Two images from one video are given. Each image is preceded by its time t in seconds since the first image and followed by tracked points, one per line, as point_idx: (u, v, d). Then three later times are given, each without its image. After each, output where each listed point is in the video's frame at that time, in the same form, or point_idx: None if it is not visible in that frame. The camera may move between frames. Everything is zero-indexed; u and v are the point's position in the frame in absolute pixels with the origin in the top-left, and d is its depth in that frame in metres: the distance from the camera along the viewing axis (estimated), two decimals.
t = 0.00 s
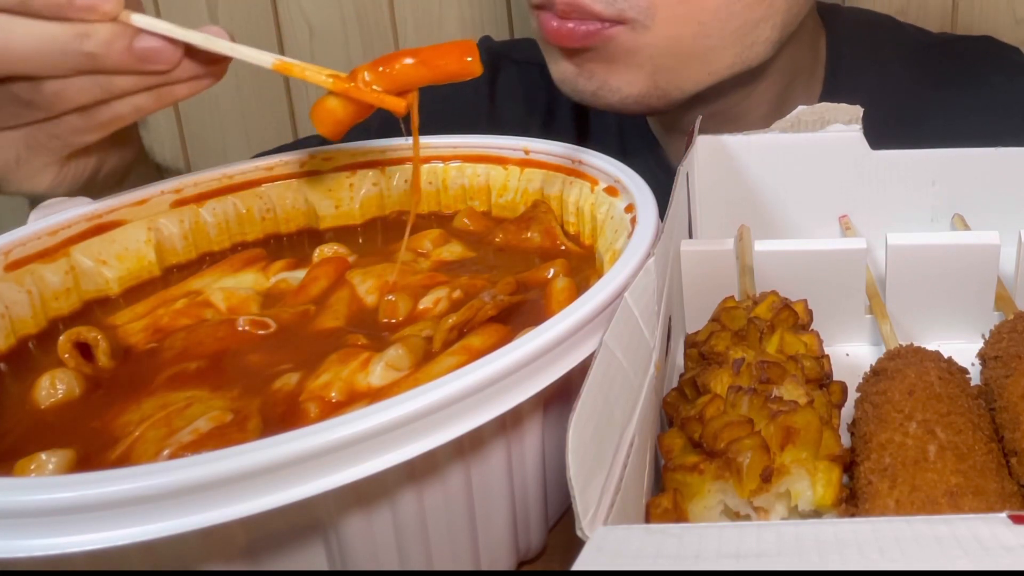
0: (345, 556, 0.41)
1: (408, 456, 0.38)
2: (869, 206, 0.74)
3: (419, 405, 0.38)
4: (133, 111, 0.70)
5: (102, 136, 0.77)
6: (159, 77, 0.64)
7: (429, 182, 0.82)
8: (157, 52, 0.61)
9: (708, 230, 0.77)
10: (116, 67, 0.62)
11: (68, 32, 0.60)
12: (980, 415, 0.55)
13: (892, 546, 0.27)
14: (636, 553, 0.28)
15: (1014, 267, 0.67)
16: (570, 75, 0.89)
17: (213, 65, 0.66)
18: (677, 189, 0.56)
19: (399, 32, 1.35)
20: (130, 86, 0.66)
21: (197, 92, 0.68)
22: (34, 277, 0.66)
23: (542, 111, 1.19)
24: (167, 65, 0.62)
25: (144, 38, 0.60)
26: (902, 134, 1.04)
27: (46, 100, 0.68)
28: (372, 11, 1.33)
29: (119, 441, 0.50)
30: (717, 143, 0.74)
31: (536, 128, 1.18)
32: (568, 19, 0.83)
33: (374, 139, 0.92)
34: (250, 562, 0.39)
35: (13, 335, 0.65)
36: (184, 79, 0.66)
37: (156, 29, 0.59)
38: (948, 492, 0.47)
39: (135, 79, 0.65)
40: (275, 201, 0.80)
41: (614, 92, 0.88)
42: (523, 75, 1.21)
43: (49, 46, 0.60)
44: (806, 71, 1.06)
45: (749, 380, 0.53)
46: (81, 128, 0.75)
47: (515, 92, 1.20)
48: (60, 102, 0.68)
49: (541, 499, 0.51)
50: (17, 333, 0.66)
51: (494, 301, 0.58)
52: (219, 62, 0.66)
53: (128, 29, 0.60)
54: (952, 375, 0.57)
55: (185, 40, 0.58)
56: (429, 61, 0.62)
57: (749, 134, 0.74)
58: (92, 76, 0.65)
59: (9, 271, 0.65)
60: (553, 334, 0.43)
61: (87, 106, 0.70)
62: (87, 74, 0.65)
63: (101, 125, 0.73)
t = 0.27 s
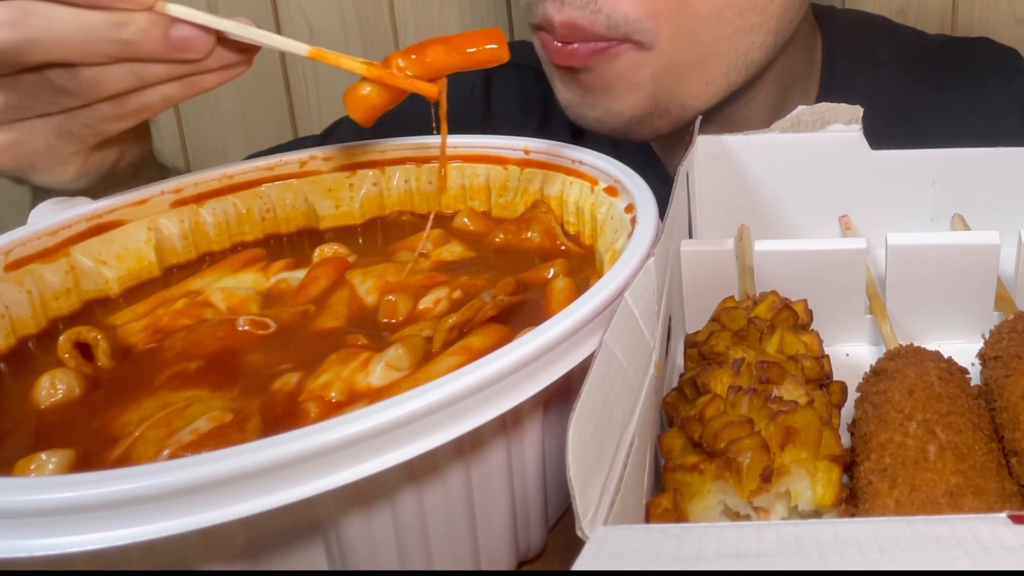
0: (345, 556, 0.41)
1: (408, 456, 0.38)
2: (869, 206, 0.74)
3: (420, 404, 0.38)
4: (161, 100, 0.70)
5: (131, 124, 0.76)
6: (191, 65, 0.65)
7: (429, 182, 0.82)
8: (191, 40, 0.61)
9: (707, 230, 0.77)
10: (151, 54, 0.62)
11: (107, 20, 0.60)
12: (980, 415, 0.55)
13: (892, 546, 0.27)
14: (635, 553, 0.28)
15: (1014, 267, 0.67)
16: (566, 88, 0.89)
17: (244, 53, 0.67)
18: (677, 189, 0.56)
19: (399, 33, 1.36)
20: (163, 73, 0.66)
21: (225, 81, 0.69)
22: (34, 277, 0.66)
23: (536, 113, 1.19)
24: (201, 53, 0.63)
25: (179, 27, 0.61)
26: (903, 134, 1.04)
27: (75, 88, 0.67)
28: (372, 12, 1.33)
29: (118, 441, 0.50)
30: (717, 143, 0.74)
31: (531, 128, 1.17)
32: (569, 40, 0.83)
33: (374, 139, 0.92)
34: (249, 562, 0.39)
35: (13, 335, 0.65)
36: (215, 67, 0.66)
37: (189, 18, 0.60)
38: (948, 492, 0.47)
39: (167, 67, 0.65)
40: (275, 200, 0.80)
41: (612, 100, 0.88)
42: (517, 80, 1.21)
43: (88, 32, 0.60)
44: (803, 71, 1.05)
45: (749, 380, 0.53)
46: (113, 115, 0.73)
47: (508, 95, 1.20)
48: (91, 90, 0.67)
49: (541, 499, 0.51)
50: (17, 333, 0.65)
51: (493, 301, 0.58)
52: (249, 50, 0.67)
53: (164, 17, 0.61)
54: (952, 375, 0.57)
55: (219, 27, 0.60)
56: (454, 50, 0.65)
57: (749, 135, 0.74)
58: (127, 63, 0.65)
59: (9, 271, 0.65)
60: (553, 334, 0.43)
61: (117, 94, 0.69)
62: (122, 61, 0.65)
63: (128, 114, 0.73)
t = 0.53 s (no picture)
0: (345, 556, 0.41)
1: (408, 457, 0.38)
2: (869, 206, 0.74)
3: (420, 404, 0.38)
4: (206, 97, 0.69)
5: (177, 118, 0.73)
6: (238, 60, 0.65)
7: (429, 182, 0.82)
8: (242, 36, 0.62)
9: (708, 230, 0.77)
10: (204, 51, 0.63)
11: (162, 18, 0.60)
12: (980, 415, 0.55)
13: (892, 546, 0.27)
14: (635, 553, 0.28)
15: (1015, 267, 0.67)
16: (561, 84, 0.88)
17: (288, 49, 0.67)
18: (677, 189, 0.56)
19: (399, 33, 1.36)
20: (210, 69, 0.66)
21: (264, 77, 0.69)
22: (34, 277, 0.66)
23: (535, 113, 1.19)
24: (249, 47, 0.63)
25: (229, 24, 0.62)
26: (902, 134, 1.04)
27: (120, 83, 0.65)
28: (372, 12, 1.34)
29: (119, 441, 0.50)
30: (718, 143, 0.74)
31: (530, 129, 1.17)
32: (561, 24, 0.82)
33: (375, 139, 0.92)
34: (249, 562, 0.39)
35: (13, 335, 0.65)
36: (259, 62, 0.66)
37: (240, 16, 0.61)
38: (948, 492, 0.47)
39: (213, 63, 0.65)
40: (275, 201, 0.80)
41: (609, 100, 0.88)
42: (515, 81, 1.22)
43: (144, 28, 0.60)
44: (802, 71, 1.05)
45: (750, 380, 0.53)
46: (159, 109, 0.70)
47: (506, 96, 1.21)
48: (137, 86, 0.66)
49: (541, 499, 0.51)
50: (17, 333, 0.65)
51: (494, 301, 0.58)
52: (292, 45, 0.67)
53: (214, 14, 0.61)
54: (952, 375, 0.57)
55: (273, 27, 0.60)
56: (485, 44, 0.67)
57: (750, 134, 0.74)
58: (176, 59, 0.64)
59: (9, 271, 0.65)
60: (553, 334, 0.43)
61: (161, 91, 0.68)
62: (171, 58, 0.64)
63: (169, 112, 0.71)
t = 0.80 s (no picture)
0: (345, 556, 0.41)
1: (408, 457, 0.38)
2: (869, 206, 0.74)
3: (420, 404, 0.38)
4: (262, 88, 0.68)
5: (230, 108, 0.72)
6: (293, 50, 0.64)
7: (429, 182, 0.82)
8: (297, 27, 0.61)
9: (708, 230, 0.77)
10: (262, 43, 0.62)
11: (222, 8, 0.60)
12: (980, 415, 0.55)
13: (892, 546, 0.27)
14: (636, 553, 0.28)
15: (1014, 267, 0.67)
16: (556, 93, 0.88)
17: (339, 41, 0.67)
18: (677, 189, 0.56)
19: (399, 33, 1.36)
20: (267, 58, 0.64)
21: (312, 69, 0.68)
22: (34, 277, 0.66)
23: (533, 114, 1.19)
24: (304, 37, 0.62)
25: (286, 15, 0.61)
26: (901, 134, 1.04)
27: (180, 71, 0.65)
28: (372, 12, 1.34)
29: (118, 441, 0.50)
30: (718, 143, 0.74)
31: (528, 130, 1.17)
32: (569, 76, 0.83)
33: (374, 139, 0.92)
34: (249, 562, 0.39)
35: (13, 335, 0.65)
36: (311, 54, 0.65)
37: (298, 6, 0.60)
38: (948, 492, 0.47)
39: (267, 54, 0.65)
40: (275, 201, 0.80)
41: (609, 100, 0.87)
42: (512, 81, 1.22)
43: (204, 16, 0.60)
44: (802, 73, 1.05)
45: (750, 379, 0.53)
46: (215, 98, 0.69)
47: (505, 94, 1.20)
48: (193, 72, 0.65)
49: (541, 498, 0.51)
50: (17, 333, 0.65)
51: (494, 301, 0.58)
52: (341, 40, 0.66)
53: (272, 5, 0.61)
54: (952, 375, 0.57)
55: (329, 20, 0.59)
56: (532, 42, 0.73)
57: (750, 135, 0.74)
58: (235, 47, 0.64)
59: (9, 271, 0.65)
60: (553, 334, 0.43)
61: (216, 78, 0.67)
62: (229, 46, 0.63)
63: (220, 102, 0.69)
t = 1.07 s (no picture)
0: (345, 556, 0.41)
1: (408, 457, 0.38)
2: (869, 206, 0.74)
3: (420, 404, 0.38)
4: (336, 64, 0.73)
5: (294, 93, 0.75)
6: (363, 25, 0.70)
7: (429, 182, 0.82)
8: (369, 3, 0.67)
9: (708, 230, 0.77)
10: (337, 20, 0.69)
11: None
12: (980, 415, 0.55)
13: (892, 546, 0.27)
14: (636, 553, 0.28)
15: (1014, 267, 0.67)
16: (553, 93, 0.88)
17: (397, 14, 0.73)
18: (677, 189, 0.56)
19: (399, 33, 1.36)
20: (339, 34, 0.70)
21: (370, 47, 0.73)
22: (34, 277, 0.66)
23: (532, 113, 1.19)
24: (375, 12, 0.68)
25: None
26: (902, 136, 1.04)
27: (268, 43, 0.69)
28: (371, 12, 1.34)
29: (118, 441, 0.50)
30: (718, 143, 0.74)
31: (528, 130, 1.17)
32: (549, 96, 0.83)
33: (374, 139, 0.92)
34: (249, 562, 0.39)
35: (13, 335, 0.65)
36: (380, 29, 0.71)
37: None
38: (948, 492, 0.47)
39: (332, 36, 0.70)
40: (275, 201, 0.80)
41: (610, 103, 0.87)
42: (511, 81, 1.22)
43: None
44: (799, 72, 1.05)
45: (749, 379, 0.53)
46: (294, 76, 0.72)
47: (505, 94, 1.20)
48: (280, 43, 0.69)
49: (541, 498, 0.51)
50: (17, 333, 0.65)
51: (494, 301, 0.58)
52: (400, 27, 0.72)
53: None
54: (952, 375, 0.57)
55: None
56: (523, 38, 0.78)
57: (750, 135, 0.74)
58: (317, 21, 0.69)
59: (9, 271, 0.65)
60: (553, 334, 0.43)
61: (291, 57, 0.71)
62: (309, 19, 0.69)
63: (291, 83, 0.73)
